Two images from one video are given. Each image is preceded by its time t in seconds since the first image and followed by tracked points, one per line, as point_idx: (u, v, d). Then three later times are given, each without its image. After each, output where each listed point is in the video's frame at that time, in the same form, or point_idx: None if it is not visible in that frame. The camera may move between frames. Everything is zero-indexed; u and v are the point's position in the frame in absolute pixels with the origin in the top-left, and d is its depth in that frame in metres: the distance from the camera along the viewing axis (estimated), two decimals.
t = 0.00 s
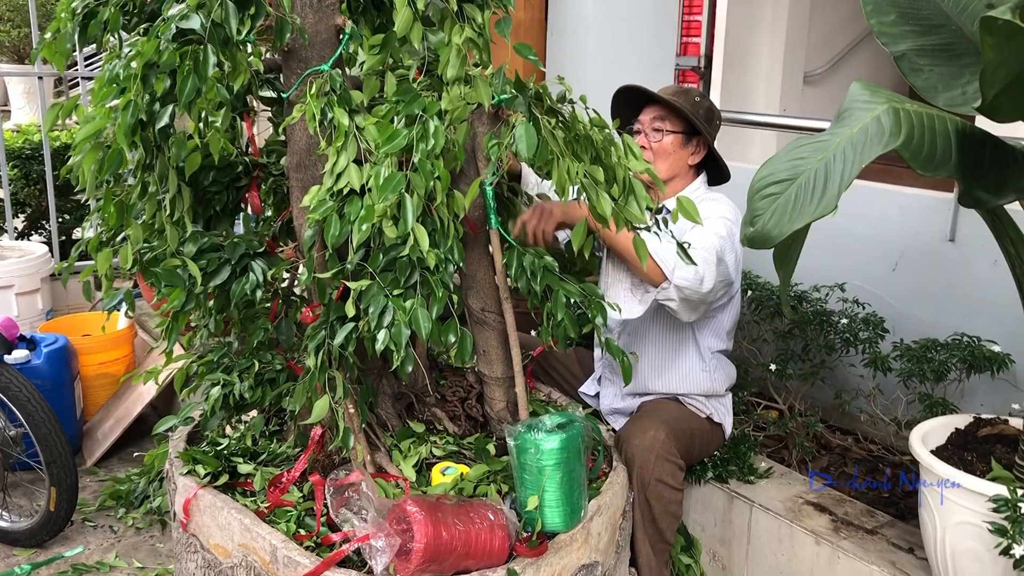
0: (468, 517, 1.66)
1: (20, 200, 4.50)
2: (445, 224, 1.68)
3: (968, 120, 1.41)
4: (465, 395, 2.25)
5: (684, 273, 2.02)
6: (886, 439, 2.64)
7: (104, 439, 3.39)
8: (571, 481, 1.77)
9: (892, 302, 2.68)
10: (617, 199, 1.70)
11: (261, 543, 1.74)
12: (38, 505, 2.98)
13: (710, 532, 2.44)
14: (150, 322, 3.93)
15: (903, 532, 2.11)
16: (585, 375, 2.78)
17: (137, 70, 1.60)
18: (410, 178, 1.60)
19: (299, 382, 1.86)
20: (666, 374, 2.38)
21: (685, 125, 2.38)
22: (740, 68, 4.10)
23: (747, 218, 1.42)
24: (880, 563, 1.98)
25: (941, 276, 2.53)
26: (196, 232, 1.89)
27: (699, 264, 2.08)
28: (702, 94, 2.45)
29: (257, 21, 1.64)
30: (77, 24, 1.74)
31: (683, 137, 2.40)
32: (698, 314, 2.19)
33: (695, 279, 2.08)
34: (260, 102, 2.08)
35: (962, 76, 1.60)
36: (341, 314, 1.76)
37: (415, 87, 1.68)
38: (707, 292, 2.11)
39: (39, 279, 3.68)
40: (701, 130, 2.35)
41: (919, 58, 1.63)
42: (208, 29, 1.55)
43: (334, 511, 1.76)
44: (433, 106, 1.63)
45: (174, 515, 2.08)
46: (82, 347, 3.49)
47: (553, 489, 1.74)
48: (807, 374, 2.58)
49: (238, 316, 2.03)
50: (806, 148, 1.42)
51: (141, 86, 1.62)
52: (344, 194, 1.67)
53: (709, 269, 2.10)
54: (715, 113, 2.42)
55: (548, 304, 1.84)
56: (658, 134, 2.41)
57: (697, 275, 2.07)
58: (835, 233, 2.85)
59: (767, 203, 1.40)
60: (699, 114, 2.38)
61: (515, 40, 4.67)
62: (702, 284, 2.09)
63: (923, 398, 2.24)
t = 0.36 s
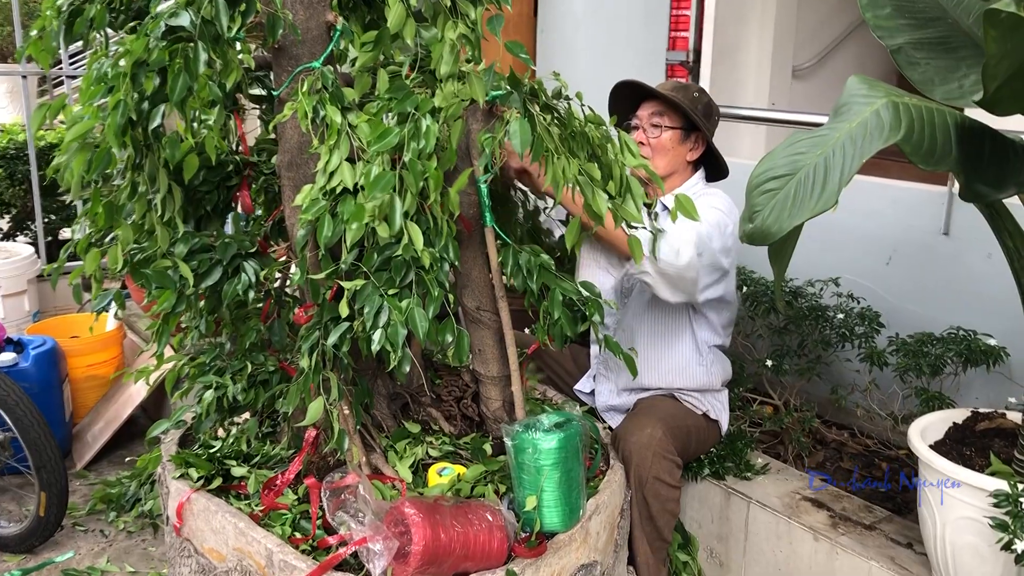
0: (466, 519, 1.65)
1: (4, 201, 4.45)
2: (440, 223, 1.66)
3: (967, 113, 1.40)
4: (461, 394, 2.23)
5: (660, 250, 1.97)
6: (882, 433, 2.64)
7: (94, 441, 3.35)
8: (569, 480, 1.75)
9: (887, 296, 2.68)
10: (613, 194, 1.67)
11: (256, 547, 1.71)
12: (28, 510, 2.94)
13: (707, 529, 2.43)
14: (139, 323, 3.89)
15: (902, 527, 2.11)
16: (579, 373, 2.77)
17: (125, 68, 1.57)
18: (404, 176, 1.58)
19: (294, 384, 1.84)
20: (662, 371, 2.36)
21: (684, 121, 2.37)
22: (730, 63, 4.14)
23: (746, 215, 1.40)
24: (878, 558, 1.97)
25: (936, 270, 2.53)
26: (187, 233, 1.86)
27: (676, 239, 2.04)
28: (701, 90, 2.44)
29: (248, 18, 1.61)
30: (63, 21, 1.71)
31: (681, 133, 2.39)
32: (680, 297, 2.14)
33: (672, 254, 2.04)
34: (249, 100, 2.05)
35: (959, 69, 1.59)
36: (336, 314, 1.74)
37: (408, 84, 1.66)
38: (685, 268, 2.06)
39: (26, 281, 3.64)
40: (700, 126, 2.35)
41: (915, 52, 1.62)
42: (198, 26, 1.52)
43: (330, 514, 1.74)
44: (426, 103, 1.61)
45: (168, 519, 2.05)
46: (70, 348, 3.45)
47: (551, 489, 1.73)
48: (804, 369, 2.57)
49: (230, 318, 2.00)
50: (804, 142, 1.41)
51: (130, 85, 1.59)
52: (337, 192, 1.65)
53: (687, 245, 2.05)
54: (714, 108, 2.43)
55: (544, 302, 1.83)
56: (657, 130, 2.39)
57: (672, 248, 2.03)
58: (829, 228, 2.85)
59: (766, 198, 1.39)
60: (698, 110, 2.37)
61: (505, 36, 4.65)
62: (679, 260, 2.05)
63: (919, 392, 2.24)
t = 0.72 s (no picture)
0: (457, 524, 1.62)
1: None
2: (428, 225, 1.64)
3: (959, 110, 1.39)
4: (450, 398, 2.18)
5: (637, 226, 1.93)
6: (872, 430, 2.65)
7: (76, 448, 3.30)
8: (561, 483, 1.73)
9: (875, 292, 2.68)
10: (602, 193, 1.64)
11: (244, 556, 1.68)
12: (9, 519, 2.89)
13: (699, 528, 2.43)
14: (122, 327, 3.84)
15: (894, 525, 2.11)
16: (568, 373, 2.75)
17: (106, 70, 1.54)
18: (390, 177, 1.56)
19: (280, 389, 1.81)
20: (651, 369, 2.34)
21: (674, 119, 2.36)
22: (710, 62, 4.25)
23: (738, 214, 1.39)
24: (872, 557, 1.97)
25: (924, 266, 2.53)
26: (170, 237, 1.83)
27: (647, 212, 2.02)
28: (691, 87, 2.42)
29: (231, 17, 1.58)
30: (41, 22, 1.65)
31: (670, 131, 2.38)
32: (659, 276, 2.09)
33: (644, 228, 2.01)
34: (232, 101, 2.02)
35: (949, 65, 1.58)
36: (323, 318, 1.71)
37: (394, 84, 1.63)
38: (659, 241, 2.02)
39: (5, 286, 3.58)
40: (690, 124, 2.34)
41: (905, 48, 1.61)
42: (180, 26, 1.49)
43: (319, 521, 1.71)
44: (412, 103, 1.58)
45: (153, 527, 2.02)
46: (51, 354, 3.39)
47: (543, 492, 1.71)
48: (793, 367, 2.57)
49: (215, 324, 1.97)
50: (796, 141, 1.39)
51: (111, 86, 1.56)
52: (323, 195, 1.62)
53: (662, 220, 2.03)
54: (704, 106, 2.41)
55: (534, 303, 1.81)
56: (646, 128, 2.38)
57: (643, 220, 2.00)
58: (818, 225, 2.85)
59: (758, 198, 1.37)
60: (687, 108, 2.36)
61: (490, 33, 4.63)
62: (653, 233, 2.01)
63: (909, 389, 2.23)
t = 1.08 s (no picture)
0: (443, 536, 1.58)
1: None
2: (410, 229, 1.60)
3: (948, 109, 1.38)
4: (434, 403, 2.17)
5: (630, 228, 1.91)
6: (858, 430, 2.64)
7: (51, 458, 3.22)
8: (548, 491, 1.70)
9: (860, 291, 2.68)
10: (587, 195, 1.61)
11: (224, 571, 1.64)
12: None
13: (687, 532, 2.40)
14: (98, 332, 3.76)
15: (882, 526, 2.09)
16: (553, 377, 2.72)
17: (74, 73, 1.49)
18: (371, 181, 1.52)
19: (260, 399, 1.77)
20: (638, 372, 2.31)
21: (655, 118, 2.33)
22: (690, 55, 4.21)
23: (726, 217, 1.36)
24: (861, 560, 1.95)
25: (910, 264, 2.53)
26: (144, 244, 1.77)
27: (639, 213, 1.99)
28: (671, 86, 2.40)
29: (205, 19, 1.53)
30: (8, 23, 1.60)
31: (651, 130, 2.35)
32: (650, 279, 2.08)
33: (637, 229, 1.98)
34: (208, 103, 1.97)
35: (936, 63, 1.57)
36: (303, 326, 1.66)
37: (374, 85, 1.59)
38: (651, 242, 2.01)
39: None
40: (670, 124, 2.31)
41: (891, 45, 1.60)
42: (152, 28, 1.44)
43: (301, 534, 1.66)
44: (393, 105, 1.54)
45: (130, 541, 1.96)
46: (24, 362, 3.31)
47: (530, 501, 1.67)
48: (780, 368, 2.54)
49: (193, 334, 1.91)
50: (783, 141, 1.37)
51: (80, 90, 1.50)
52: (302, 200, 1.59)
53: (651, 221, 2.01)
54: (685, 105, 2.38)
55: (520, 308, 1.77)
56: (627, 127, 2.35)
57: (636, 221, 1.97)
58: (802, 224, 2.84)
59: (746, 200, 1.35)
60: (668, 107, 2.33)
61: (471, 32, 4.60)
62: (644, 235, 1.99)
63: (896, 389, 2.22)
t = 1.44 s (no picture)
0: (425, 548, 1.54)
1: None
2: (389, 232, 1.56)
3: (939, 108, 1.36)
4: (414, 411, 2.11)
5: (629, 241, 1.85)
6: (844, 431, 2.64)
7: (22, 468, 3.15)
8: (533, 500, 1.66)
9: (845, 291, 2.66)
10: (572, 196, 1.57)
11: None
12: None
13: (673, 537, 2.38)
14: (69, 338, 3.67)
15: (871, 530, 2.07)
16: (536, 381, 2.69)
17: (37, 73, 1.42)
18: (348, 183, 1.47)
19: (235, 409, 1.72)
20: (623, 376, 2.29)
21: (634, 116, 2.30)
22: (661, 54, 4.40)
23: (713, 218, 1.33)
24: (851, 565, 1.93)
25: (895, 263, 2.52)
26: (114, 250, 1.71)
27: (645, 229, 1.93)
28: (650, 83, 2.37)
29: (174, 17, 1.48)
30: None
31: (632, 129, 2.32)
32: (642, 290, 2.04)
33: (640, 244, 1.92)
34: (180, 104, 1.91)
35: (924, 60, 1.56)
36: (279, 333, 1.61)
37: (350, 85, 1.55)
38: (652, 258, 1.95)
39: None
40: (651, 121, 2.28)
41: (879, 43, 1.60)
42: (118, 27, 1.38)
43: (278, 548, 1.61)
44: (371, 105, 1.50)
45: (102, 556, 1.90)
46: None
47: (515, 511, 1.63)
48: (767, 369, 2.51)
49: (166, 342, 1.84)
50: (771, 141, 1.35)
51: (43, 92, 1.44)
52: (277, 203, 1.54)
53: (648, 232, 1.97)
54: (664, 102, 2.36)
55: (503, 313, 1.73)
56: (607, 126, 2.32)
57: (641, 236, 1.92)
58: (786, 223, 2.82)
59: (734, 201, 1.32)
60: (647, 104, 2.30)
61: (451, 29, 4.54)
62: (647, 250, 1.93)
63: (883, 389, 2.21)
